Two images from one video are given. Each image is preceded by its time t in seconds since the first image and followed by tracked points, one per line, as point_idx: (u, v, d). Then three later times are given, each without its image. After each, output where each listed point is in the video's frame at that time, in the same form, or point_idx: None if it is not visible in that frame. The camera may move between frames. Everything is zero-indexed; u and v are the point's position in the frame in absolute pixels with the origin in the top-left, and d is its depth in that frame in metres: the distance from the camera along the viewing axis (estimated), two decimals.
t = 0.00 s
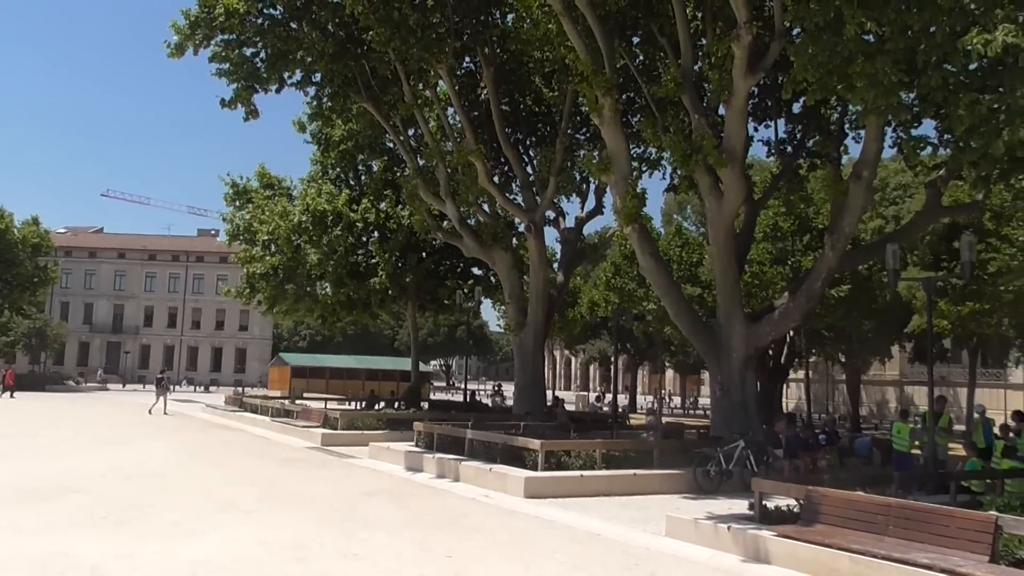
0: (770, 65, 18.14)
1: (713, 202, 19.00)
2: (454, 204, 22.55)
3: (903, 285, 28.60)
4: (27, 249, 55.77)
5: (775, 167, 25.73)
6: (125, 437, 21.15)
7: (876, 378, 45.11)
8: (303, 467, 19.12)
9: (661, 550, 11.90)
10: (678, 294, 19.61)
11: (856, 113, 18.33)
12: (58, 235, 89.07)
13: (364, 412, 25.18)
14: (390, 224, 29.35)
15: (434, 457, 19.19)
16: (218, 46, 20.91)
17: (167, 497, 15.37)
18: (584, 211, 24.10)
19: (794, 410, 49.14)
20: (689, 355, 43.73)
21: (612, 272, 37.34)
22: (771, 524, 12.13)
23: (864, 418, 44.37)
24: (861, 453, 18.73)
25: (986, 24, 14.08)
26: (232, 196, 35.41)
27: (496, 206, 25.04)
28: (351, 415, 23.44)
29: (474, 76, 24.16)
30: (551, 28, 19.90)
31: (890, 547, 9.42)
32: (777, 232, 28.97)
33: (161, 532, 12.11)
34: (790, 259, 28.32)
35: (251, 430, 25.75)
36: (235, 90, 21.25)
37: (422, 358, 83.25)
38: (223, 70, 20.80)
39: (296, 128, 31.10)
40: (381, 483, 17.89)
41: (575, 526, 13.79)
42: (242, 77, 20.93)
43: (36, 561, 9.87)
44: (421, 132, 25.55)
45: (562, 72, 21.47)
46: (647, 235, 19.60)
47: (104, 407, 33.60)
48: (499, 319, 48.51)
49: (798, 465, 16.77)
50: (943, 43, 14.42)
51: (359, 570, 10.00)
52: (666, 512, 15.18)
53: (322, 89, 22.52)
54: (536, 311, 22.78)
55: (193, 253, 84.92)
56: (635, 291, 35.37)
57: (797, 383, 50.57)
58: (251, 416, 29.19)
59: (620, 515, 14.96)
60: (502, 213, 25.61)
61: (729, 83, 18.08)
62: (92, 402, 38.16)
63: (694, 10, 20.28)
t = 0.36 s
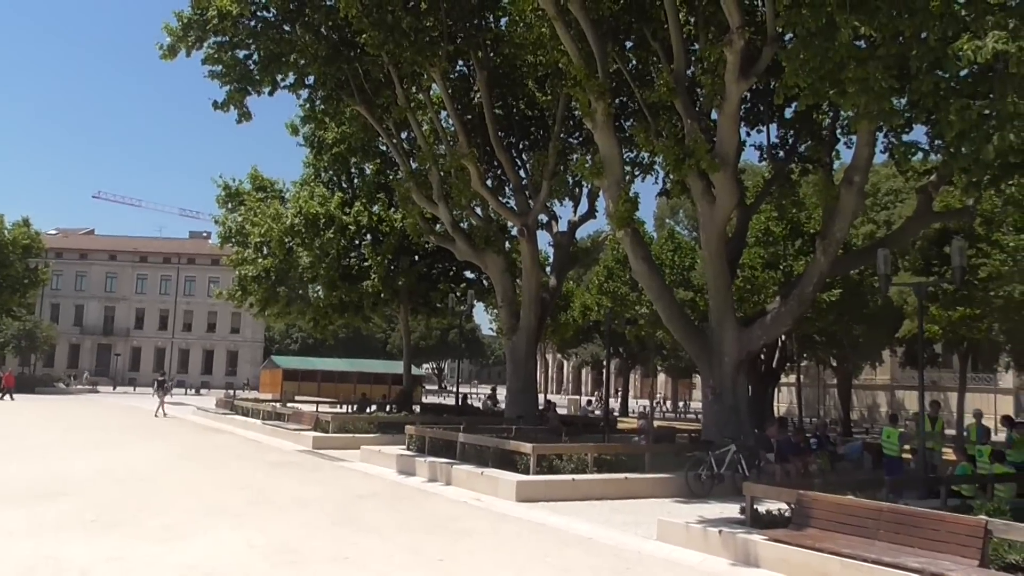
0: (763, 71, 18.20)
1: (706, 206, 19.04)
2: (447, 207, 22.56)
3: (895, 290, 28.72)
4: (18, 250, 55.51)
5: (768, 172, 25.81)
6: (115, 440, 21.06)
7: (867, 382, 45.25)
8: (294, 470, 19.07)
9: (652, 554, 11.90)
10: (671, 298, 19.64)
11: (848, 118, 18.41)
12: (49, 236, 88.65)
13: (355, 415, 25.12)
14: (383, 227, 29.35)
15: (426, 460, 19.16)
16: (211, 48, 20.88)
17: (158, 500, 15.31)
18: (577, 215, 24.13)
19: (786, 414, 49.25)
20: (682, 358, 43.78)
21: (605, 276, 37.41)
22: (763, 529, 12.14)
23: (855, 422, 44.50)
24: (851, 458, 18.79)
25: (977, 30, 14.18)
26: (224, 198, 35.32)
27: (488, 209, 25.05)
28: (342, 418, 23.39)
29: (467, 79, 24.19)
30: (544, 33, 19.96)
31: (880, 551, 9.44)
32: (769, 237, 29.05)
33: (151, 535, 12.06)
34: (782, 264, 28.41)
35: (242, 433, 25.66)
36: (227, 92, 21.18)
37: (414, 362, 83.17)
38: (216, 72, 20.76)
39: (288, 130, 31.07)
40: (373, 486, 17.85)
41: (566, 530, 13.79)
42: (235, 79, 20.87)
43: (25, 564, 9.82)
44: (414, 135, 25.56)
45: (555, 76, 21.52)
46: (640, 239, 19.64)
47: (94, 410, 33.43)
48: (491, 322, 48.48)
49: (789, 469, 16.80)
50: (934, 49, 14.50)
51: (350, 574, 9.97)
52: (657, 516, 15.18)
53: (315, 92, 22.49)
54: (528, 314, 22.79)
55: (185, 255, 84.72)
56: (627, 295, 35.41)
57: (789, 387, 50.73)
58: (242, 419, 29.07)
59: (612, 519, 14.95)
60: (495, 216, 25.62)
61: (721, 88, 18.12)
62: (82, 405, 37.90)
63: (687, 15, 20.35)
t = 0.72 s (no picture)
0: (762, 83, 18.26)
1: (706, 217, 19.05)
2: (448, 218, 22.58)
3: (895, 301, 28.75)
4: (18, 262, 55.57)
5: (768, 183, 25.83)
6: (114, 451, 21.00)
7: (868, 394, 45.17)
8: (293, 482, 19.00)
9: (653, 566, 11.85)
10: (671, 309, 19.63)
11: (848, 130, 18.45)
12: (49, 246, 88.71)
13: (355, 427, 25.06)
14: (383, 238, 29.36)
15: (426, 472, 19.11)
16: (212, 59, 20.99)
17: (158, 512, 15.25)
18: (578, 226, 24.14)
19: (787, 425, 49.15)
20: (683, 369, 43.72)
21: (605, 287, 37.45)
22: (764, 541, 12.08)
23: (856, 433, 44.45)
24: (852, 469, 18.74)
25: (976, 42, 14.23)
26: (225, 209, 35.34)
27: (489, 220, 25.07)
28: (342, 430, 23.35)
29: (468, 90, 24.28)
30: (544, 44, 20.05)
31: (881, 564, 9.39)
32: (769, 247, 29.03)
33: (151, 547, 12.00)
34: (783, 275, 28.42)
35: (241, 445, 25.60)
36: (229, 103, 21.22)
37: (414, 373, 83.08)
38: (217, 83, 20.81)
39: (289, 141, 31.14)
40: (373, 498, 17.79)
41: (566, 543, 13.73)
42: (236, 91, 20.91)
43: None
44: (415, 146, 25.62)
45: (555, 87, 21.58)
46: (640, 250, 19.64)
47: (94, 421, 33.39)
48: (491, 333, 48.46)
49: (790, 481, 16.75)
50: (934, 61, 14.54)
51: None
52: (658, 528, 15.12)
53: (315, 103, 22.53)
54: (528, 325, 22.77)
55: (185, 266, 84.79)
56: (628, 306, 35.43)
57: (791, 399, 50.66)
58: (241, 431, 29.00)
59: (612, 531, 14.89)
60: (495, 227, 25.64)
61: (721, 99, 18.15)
62: (81, 416, 37.81)
63: (687, 27, 20.45)
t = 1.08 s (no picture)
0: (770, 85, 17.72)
1: (712, 224, 18.49)
2: (446, 224, 22.01)
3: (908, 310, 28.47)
4: (5, 270, 54.82)
5: (775, 190, 25.27)
6: (102, 464, 20.36)
7: (879, 407, 44.57)
8: (285, 496, 18.36)
9: None
10: (676, 318, 19.04)
11: (859, 134, 17.90)
12: (38, 253, 87.90)
13: (349, 439, 24.40)
14: (379, 244, 28.74)
15: (423, 486, 18.47)
16: (204, 60, 20.37)
17: (145, 526, 14.63)
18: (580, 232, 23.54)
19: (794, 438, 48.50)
20: (686, 380, 43.10)
21: (608, 295, 36.92)
22: (773, 559, 11.46)
23: (866, 447, 43.80)
24: (863, 485, 18.12)
25: (990, 45, 13.67)
26: (216, 214, 34.72)
27: (488, 226, 24.48)
28: (336, 442, 22.70)
29: (467, 92, 23.74)
30: (547, 46, 19.51)
31: None
32: (777, 255, 28.56)
33: (136, 563, 11.40)
34: (791, 284, 27.97)
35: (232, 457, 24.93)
36: (222, 106, 20.62)
37: (411, 383, 82.27)
38: (209, 85, 20.21)
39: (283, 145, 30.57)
40: (366, 513, 17.15)
41: (568, 560, 13.12)
42: (229, 93, 20.32)
43: None
44: (413, 150, 25.04)
45: (557, 90, 21.02)
46: (644, 257, 19.07)
47: (81, 433, 32.68)
48: (491, 342, 47.81)
49: (798, 496, 16.15)
50: (946, 65, 14.01)
51: None
52: (662, 544, 14.51)
53: (310, 106, 21.96)
54: (529, 334, 22.16)
55: (174, 273, 84.02)
56: (632, 315, 34.94)
57: (799, 411, 50.02)
58: (232, 443, 28.32)
59: (615, 547, 14.28)
60: (494, 233, 25.05)
61: (728, 102, 17.61)
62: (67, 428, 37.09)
63: (693, 28, 19.92)
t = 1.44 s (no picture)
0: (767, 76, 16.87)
1: (704, 221, 17.62)
2: (425, 218, 21.05)
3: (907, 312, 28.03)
4: None
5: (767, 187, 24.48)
6: (58, 469, 19.18)
7: (877, 414, 44.21)
8: (252, 503, 17.31)
9: None
10: (665, 320, 18.17)
11: (859, 128, 17.11)
12: None
13: (321, 444, 23.33)
14: (354, 238, 27.68)
15: (398, 494, 17.49)
16: (170, 42, 19.09)
17: (103, 535, 13.54)
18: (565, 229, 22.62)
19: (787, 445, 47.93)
20: (672, 383, 42.32)
21: (594, 294, 36.13)
22: (764, 571, 10.55)
23: (864, 455, 43.40)
24: (859, 494, 17.31)
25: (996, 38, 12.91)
26: (181, 205, 33.47)
27: (470, 221, 23.51)
28: (307, 446, 21.67)
29: (449, 79, 22.78)
30: (533, 32, 18.59)
31: None
32: (773, 254, 28.28)
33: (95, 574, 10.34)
34: (787, 284, 27.61)
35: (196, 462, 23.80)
36: (189, 90, 19.48)
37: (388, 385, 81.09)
38: (176, 68, 19.05)
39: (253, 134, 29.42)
40: (336, 521, 16.14)
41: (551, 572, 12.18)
42: (196, 77, 19.18)
43: None
44: (390, 140, 24.04)
45: (543, 78, 20.10)
46: (632, 256, 18.17)
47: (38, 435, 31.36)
48: (472, 343, 46.83)
49: (792, 505, 15.31)
50: (950, 58, 13.18)
51: None
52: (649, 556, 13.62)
53: (282, 92, 20.89)
54: (511, 334, 21.22)
55: (136, 267, 82.21)
56: (620, 316, 34.20)
57: (793, 417, 49.46)
58: (197, 447, 27.16)
59: (601, 559, 13.36)
60: (476, 228, 24.11)
61: (722, 93, 16.75)
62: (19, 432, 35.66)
63: (686, 15, 19.05)
